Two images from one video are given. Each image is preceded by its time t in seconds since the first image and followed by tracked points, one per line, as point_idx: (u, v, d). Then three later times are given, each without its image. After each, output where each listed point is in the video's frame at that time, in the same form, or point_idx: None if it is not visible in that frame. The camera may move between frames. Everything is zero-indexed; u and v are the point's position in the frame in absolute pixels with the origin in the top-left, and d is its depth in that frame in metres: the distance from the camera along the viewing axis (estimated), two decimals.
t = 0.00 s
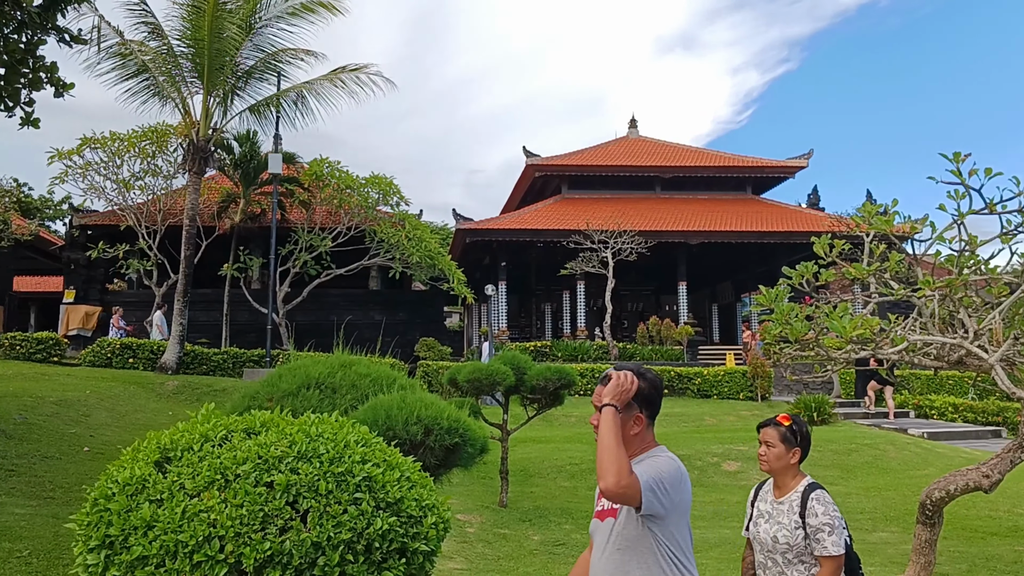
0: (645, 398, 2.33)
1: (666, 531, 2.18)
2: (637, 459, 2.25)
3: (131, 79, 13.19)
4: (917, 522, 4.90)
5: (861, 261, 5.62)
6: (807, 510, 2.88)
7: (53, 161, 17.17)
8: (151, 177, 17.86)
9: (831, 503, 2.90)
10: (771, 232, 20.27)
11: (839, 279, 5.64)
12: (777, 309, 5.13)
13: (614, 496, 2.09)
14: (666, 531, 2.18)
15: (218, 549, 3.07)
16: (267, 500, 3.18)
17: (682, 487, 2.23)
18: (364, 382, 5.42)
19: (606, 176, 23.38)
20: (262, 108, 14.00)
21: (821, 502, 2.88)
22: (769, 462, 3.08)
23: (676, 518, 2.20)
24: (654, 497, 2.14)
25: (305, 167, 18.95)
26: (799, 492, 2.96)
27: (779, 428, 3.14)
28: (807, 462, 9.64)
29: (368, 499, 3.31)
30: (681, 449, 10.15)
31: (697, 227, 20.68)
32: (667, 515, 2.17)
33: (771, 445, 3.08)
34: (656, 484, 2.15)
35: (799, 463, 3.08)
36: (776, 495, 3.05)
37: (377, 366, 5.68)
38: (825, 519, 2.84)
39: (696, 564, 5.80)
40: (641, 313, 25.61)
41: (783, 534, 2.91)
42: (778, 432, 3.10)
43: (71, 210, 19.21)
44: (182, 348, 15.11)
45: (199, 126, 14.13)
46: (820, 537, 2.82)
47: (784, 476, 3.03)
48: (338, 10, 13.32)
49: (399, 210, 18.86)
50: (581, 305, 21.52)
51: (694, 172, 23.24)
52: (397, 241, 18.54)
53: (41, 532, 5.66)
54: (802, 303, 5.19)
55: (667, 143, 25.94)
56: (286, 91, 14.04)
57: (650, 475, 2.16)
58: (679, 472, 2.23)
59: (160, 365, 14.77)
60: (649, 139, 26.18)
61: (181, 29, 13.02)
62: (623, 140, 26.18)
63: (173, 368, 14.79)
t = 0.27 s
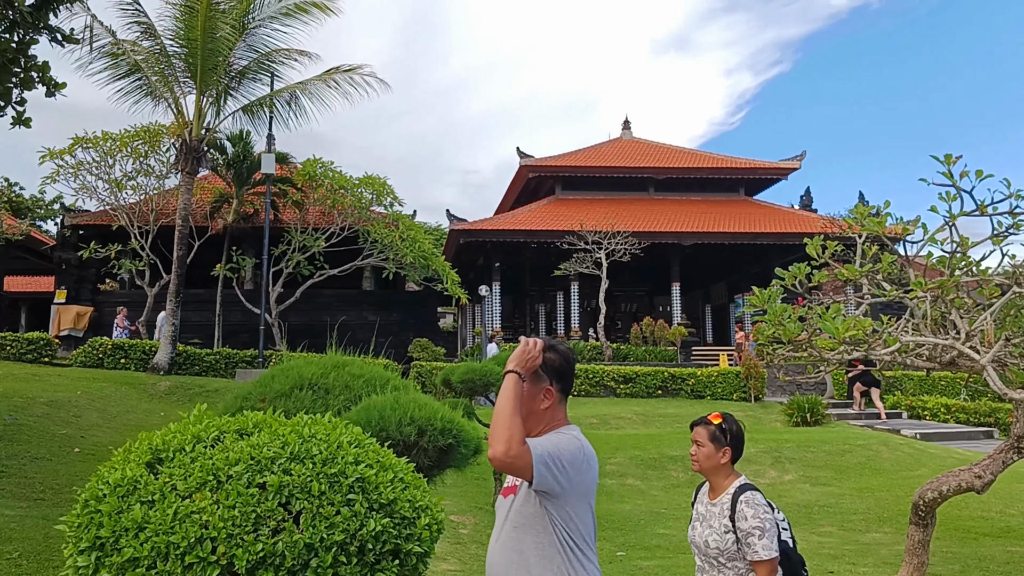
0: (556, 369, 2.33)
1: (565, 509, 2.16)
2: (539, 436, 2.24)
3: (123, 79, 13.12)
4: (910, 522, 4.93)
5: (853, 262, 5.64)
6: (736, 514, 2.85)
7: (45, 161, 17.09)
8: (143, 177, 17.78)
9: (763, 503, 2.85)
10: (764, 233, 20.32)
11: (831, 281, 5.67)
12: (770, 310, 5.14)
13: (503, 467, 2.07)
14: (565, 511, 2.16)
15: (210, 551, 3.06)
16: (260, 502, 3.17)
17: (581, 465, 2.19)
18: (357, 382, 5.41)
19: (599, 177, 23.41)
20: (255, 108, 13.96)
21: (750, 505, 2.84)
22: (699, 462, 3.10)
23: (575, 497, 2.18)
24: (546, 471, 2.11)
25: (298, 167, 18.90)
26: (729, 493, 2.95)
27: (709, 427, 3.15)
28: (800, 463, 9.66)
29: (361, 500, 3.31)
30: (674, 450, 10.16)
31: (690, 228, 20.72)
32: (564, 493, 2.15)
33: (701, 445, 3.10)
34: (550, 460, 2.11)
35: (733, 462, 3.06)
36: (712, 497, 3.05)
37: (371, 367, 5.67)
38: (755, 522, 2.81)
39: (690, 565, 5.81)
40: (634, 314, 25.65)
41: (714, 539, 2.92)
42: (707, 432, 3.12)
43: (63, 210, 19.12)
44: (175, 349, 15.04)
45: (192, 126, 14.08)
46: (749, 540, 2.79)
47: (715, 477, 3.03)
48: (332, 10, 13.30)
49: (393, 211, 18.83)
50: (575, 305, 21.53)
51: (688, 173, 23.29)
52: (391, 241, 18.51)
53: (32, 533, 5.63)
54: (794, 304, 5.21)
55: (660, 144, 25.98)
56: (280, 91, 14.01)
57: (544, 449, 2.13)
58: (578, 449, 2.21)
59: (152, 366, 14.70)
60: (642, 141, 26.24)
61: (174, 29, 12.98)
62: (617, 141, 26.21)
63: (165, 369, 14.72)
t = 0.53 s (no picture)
0: (458, 370, 2.27)
1: (459, 512, 2.12)
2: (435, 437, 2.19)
3: (113, 77, 13.09)
4: (901, 522, 4.97)
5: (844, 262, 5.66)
6: (647, 504, 2.80)
7: (35, 159, 16.98)
8: (135, 176, 17.69)
9: (675, 493, 2.82)
10: (756, 234, 20.37)
11: (823, 282, 5.69)
12: (761, 311, 5.15)
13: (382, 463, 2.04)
14: (460, 514, 2.12)
15: (201, 551, 3.05)
16: (251, 502, 3.16)
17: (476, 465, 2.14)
18: (349, 382, 5.39)
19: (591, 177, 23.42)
20: (247, 107, 13.91)
21: (662, 496, 2.80)
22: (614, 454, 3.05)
23: (470, 501, 2.13)
24: (433, 472, 2.06)
25: (291, 166, 18.84)
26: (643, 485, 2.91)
27: (625, 418, 3.10)
28: (791, 463, 9.69)
29: (353, 500, 3.30)
30: (666, 450, 10.18)
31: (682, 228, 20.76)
32: (456, 496, 2.10)
33: (616, 437, 3.05)
34: (437, 461, 2.06)
35: (647, 453, 3.02)
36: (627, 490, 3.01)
37: (363, 367, 5.66)
38: (665, 513, 2.76)
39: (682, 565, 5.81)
40: (627, 314, 25.69)
41: (629, 532, 2.87)
42: (622, 423, 3.07)
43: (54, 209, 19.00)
44: (166, 348, 14.96)
45: (184, 125, 14.01)
46: (660, 532, 2.74)
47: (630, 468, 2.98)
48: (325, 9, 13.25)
49: (385, 210, 18.79)
50: (568, 305, 21.54)
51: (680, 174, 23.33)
52: (383, 241, 18.47)
53: (22, 534, 5.59)
54: (785, 305, 5.21)
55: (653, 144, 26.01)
56: (271, 90, 13.97)
57: (431, 448, 2.08)
58: (472, 448, 2.15)
59: (143, 365, 14.62)
60: (635, 141, 26.28)
61: (166, 28, 12.91)
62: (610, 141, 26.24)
63: (156, 368, 14.63)
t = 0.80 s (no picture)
0: (351, 353, 2.15)
1: (339, 488, 1.96)
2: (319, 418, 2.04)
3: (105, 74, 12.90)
4: (890, 521, 5.00)
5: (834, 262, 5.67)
6: (586, 489, 2.63)
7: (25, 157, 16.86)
8: (125, 174, 17.59)
9: (612, 479, 2.67)
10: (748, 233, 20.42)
11: (814, 281, 5.71)
12: (752, 310, 5.16)
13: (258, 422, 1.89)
14: (337, 488, 1.96)
15: (191, 550, 3.03)
16: (242, 500, 3.14)
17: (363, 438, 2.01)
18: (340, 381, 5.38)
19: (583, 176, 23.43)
20: (239, 105, 13.84)
21: (601, 480, 2.64)
22: (546, 442, 2.87)
23: (352, 477, 1.98)
24: (311, 438, 1.91)
25: (282, 164, 18.76)
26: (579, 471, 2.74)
27: (557, 404, 2.93)
28: (782, 461, 9.72)
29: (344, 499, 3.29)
30: (657, 449, 10.20)
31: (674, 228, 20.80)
32: (334, 468, 1.95)
33: (548, 424, 2.87)
34: (318, 424, 1.92)
35: (580, 441, 2.86)
36: (559, 479, 2.82)
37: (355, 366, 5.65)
38: (606, 497, 2.60)
39: (673, 564, 5.82)
40: (619, 313, 25.74)
41: (563, 519, 2.67)
42: (554, 410, 2.89)
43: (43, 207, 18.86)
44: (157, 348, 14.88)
45: (175, 123, 13.94)
46: (602, 517, 2.57)
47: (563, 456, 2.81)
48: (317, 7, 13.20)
49: (377, 209, 18.75)
50: (560, 305, 21.54)
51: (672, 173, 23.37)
52: (375, 240, 18.43)
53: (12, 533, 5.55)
54: (776, 304, 5.23)
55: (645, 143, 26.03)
56: (263, 88, 13.91)
57: (314, 412, 1.93)
58: (358, 422, 2.02)
59: (134, 364, 14.55)
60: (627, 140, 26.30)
61: (157, 25, 12.83)
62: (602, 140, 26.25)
63: (147, 367, 14.56)
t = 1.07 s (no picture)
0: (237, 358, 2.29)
1: (231, 473, 2.08)
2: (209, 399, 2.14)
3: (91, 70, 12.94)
4: (878, 519, 5.04)
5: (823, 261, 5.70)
6: (503, 498, 2.59)
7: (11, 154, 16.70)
8: (113, 172, 17.47)
9: (532, 488, 2.61)
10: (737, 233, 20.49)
11: (803, 280, 5.73)
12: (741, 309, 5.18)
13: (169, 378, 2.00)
14: (233, 471, 2.08)
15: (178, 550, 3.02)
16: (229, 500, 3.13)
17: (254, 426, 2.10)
18: (329, 380, 5.36)
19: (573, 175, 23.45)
20: (227, 102, 13.76)
21: (519, 490, 2.59)
22: (468, 442, 2.85)
23: (244, 465, 2.09)
24: (209, 420, 2.01)
25: (271, 162, 18.67)
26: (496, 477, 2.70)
27: (482, 405, 2.91)
28: (771, 460, 9.77)
29: (332, 499, 3.28)
30: (647, 447, 10.23)
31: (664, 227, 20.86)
32: (229, 452, 2.06)
33: (471, 425, 2.85)
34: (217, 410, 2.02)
35: (503, 444, 2.83)
36: (480, 482, 2.79)
37: (345, 365, 5.63)
38: (522, 508, 2.56)
39: (662, 562, 5.84)
40: (609, 312, 25.78)
41: (478, 527, 2.64)
42: (478, 411, 2.87)
43: (30, 205, 18.71)
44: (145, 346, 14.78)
45: (163, 120, 13.85)
46: (515, 528, 2.54)
47: (484, 459, 2.79)
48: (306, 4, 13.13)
49: (367, 207, 18.69)
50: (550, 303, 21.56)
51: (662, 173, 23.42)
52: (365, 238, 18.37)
53: None
54: (765, 303, 5.25)
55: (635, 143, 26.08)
56: (253, 85, 13.83)
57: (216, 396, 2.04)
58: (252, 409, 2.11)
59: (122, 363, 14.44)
60: (618, 139, 26.33)
61: (145, 21, 12.72)
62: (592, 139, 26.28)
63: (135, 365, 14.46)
